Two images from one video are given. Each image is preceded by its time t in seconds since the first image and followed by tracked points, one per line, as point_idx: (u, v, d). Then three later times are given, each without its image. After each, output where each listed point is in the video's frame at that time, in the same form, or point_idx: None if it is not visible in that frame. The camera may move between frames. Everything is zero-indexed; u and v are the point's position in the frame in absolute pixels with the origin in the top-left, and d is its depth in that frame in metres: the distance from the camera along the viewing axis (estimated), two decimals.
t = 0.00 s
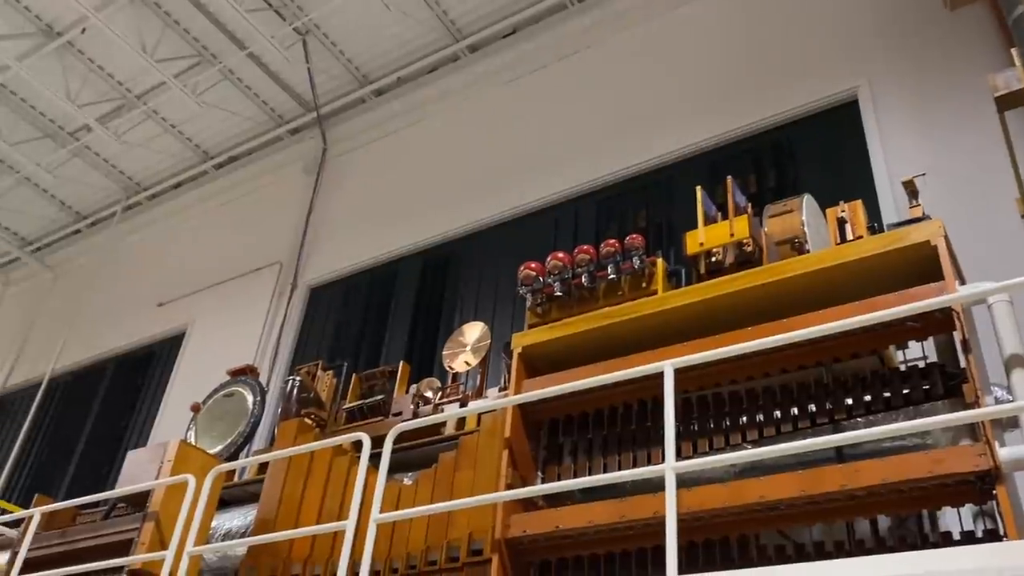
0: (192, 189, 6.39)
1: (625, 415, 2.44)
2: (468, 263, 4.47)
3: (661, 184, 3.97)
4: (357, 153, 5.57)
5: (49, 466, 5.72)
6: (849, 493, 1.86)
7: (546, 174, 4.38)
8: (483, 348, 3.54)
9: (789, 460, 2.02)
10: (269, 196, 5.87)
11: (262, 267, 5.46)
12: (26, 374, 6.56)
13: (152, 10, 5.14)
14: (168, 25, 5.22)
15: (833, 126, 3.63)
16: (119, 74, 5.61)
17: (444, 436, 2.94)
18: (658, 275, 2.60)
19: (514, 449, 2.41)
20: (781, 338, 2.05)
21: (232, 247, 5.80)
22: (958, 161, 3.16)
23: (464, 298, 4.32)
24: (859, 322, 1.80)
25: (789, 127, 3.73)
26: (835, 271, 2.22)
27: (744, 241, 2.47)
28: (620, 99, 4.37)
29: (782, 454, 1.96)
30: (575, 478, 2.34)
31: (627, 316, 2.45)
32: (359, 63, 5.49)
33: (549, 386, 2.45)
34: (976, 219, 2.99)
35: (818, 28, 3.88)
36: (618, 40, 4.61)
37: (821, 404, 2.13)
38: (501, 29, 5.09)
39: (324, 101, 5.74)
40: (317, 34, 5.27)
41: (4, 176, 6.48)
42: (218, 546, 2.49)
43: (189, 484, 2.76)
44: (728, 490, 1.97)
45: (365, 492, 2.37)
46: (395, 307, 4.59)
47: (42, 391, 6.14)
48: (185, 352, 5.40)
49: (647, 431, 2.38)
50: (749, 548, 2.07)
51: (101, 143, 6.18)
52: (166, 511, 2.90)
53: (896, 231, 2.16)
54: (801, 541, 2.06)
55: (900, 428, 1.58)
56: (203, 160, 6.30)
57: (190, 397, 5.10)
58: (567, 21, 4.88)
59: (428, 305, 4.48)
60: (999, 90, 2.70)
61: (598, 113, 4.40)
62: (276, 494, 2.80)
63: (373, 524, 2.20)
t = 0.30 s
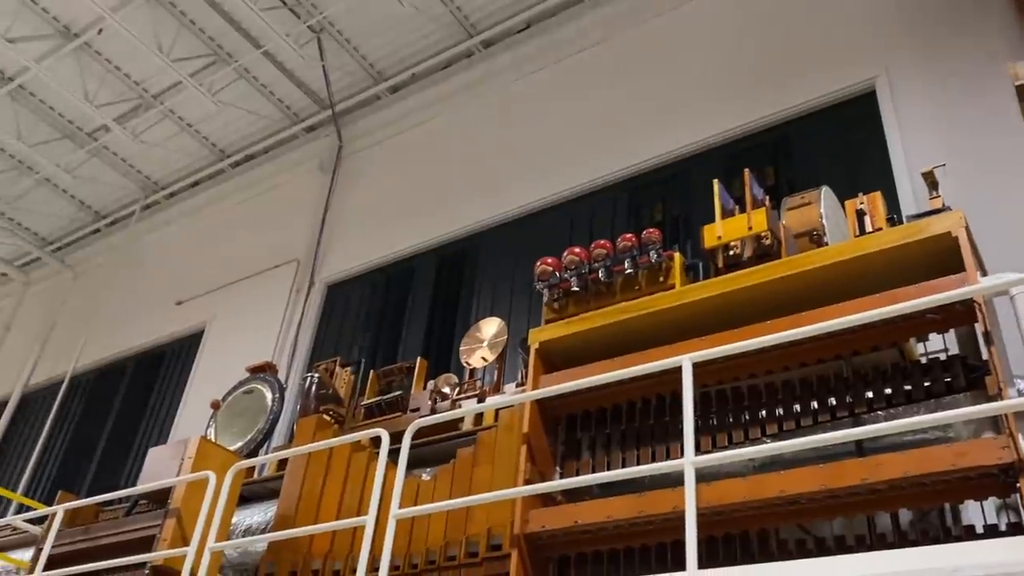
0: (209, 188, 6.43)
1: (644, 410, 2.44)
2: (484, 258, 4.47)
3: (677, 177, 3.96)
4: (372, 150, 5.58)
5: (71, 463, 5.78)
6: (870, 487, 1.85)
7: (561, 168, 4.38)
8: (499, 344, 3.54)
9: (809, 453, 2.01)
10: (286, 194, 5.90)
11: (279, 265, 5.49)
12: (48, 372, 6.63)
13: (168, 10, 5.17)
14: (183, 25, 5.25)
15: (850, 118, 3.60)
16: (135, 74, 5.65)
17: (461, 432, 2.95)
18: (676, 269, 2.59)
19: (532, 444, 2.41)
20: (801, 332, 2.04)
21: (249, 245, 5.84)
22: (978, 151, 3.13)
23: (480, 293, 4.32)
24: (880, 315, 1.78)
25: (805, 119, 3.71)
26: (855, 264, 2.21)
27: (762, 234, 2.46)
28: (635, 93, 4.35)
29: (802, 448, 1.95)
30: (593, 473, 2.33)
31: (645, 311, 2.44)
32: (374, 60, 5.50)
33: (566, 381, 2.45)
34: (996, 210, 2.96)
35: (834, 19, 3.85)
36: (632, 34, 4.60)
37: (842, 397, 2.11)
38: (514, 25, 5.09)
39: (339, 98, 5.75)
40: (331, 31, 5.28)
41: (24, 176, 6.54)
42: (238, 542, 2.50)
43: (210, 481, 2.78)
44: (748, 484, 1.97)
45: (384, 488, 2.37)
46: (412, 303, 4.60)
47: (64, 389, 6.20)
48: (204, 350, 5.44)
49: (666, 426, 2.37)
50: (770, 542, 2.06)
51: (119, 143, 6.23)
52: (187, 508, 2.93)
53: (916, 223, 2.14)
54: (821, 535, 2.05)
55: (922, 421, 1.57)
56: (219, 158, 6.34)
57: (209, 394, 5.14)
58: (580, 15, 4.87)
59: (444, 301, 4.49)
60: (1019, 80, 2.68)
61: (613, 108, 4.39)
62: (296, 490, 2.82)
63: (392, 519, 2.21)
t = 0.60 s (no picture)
0: (225, 187, 6.46)
1: (661, 406, 2.43)
2: (498, 255, 4.47)
3: (692, 172, 3.95)
4: (386, 147, 5.59)
5: (91, 461, 5.83)
6: (890, 482, 1.84)
7: (575, 164, 4.37)
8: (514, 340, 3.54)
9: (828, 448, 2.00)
10: (301, 192, 5.92)
11: (295, 263, 5.50)
12: (67, 371, 6.68)
13: (182, 10, 5.20)
14: (197, 25, 5.28)
15: (868, 109, 3.58)
16: (151, 74, 5.68)
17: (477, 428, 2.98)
18: (692, 264, 2.58)
19: (549, 440, 2.41)
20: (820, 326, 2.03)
21: (265, 244, 5.86)
22: (997, 142, 3.10)
23: (495, 290, 4.32)
24: (900, 307, 1.77)
25: (822, 112, 3.69)
26: (873, 256, 2.20)
27: (779, 227, 2.44)
28: (649, 87, 4.34)
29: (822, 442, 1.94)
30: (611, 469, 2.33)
31: (661, 306, 2.44)
32: (387, 58, 5.51)
33: (583, 377, 2.45)
34: (1016, 201, 2.93)
35: (849, 11, 3.82)
36: (645, 28, 4.58)
37: (862, 391, 2.10)
38: (527, 20, 5.09)
39: (353, 96, 5.77)
40: (344, 30, 5.29)
41: (42, 177, 6.59)
42: (257, 539, 2.52)
43: (228, 478, 2.79)
44: (766, 479, 1.96)
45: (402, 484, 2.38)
46: (427, 300, 4.61)
47: (83, 387, 6.25)
48: (221, 348, 5.46)
49: (684, 420, 2.36)
50: (789, 537, 2.05)
51: (136, 143, 6.28)
52: (206, 505, 2.95)
53: (936, 215, 2.13)
54: (841, 531, 2.04)
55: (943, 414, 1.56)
56: (235, 157, 6.37)
57: (226, 392, 5.16)
58: (593, 10, 4.85)
59: (459, 297, 4.49)
60: None
61: (627, 102, 4.38)
62: (313, 487, 2.86)
63: (410, 516, 2.21)
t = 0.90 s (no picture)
0: (239, 185, 6.49)
1: (676, 401, 2.43)
2: (512, 252, 4.47)
3: (705, 167, 3.94)
4: (399, 144, 5.60)
5: (110, 459, 5.88)
6: (908, 476, 1.83)
7: (588, 159, 4.37)
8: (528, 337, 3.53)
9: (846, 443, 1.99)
10: (314, 190, 5.94)
11: (309, 261, 5.52)
12: (85, 370, 6.74)
13: (196, 10, 5.22)
14: (211, 25, 5.30)
15: (884, 102, 3.55)
16: (165, 74, 5.71)
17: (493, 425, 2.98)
18: (707, 259, 2.57)
19: (564, 436, 2.41)
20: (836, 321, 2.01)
21: (279, 242, 5.88)
22: (1015, 134, 3.07)
23: (509, 287, 4.32)
24: (918, 301, 1.76)
25: (837, 106, 3.67)
26: (890, 250, 2.18)
27: (795, 222, 2.43)
28: (661, 82, 4.32)
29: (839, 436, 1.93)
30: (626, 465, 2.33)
31: (676, 302, 2.43)
32: (399, 55, 5.52)
33: (597, 373, 2.45)
34: None
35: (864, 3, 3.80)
36: (657, 23, 4.57)
37: (880, 386, 2.09)
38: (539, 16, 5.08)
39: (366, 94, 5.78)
40: (356, 28, 5.30)
41: (58, 177, 6.64)
42: (275, 535, 2.53)
43: (245, 475, 2.81)
44: (784, 474, 1.96)
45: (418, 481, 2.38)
46: (441, 297, 4.61)
47: (101, 386, 6.30)
48: (237, 346, 5.49)
49: (700, 416, 2.36)
50: (806, 533, 2.04)
51: (150, 143, 6.31)
52: (224, 503, 2.97)
53: (953, 208, 2.11)
54: (858, 526, 2.03)
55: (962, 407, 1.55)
56: (249, 156, 6.41)
57: (242, 390, 5.19)
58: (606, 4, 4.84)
59: (473, 293, 4.50)
60: None
61: (640, 97, 4.36)
62: (330, 484, 2.88)
63: (426, 512, 2.21)
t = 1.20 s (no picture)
0: (252, 184, 6.52)
1: (691, 397, 2.42)
2: (525, 249, 4.47)
3: (718, 162, 3.93)
4: (411, 142, 5.61)
5: (126, 457, 5.91)
6: (926, 472, 1.82)
7: (601, 154, 4.36)
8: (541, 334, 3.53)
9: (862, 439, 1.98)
10: (327, 188, 5.96)
11: (323, 259, 5.53)
12: (101, 368, 6.78)
13: (208, 9, 5.24)
14: (223, 24, 5.32)
15: (898, 95, 3.53)
16: (178, 74, 5.73)
17: (508, 421, 2.98)
18: (721, 255, 2.56)
19: (578, 432, 2.41)
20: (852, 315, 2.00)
21: (292, 240, 5.90)
22: None
23: (523, 283, 4.32)
24: (936, 296, 1.75)
25: (851, 100, 3.65)
26: (906, 244, 2.17)
27: (810, 216, 2.41)
28: (673, 78, 4.31)
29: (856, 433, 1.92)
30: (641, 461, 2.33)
31: (689, 298, 2.43)
32: (411, 53, 5.52)
33: (612, 369, 2.44)
34: None
35: None
36: (669, 18, 4.55)
37: (896, 380, 2.07)
38: (550, 12, 5.07)
39: (378, 91, 5.79)
40: (368, 26, 5.31)
41: (73, 177, 6.68)
42: (290, 532, 2.53)
43: (261, 472, 2.82)
44: (799, 470, 1.95)
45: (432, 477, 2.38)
46: (454, 294, 4.62)
47: (117, 384, 6.34)
48: (251, 344, 5.51)
49: (715, 411, 2.35)
50: (822, 528, 2.04)
51: (164, 142, 6.34)
52: (240, 501, 2.98)
53: (970, 201, 2.10)
54: (875, 521, 2.02)
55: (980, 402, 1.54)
56: (262, 155, 6.44)
57: (256, 388, 5.21)
58: None
59: (486, 290, 4.50)
60: None
61: (652, 92, 4.35)
62: (345, 480, 2.88)
63: (442, 508, 2.21)
